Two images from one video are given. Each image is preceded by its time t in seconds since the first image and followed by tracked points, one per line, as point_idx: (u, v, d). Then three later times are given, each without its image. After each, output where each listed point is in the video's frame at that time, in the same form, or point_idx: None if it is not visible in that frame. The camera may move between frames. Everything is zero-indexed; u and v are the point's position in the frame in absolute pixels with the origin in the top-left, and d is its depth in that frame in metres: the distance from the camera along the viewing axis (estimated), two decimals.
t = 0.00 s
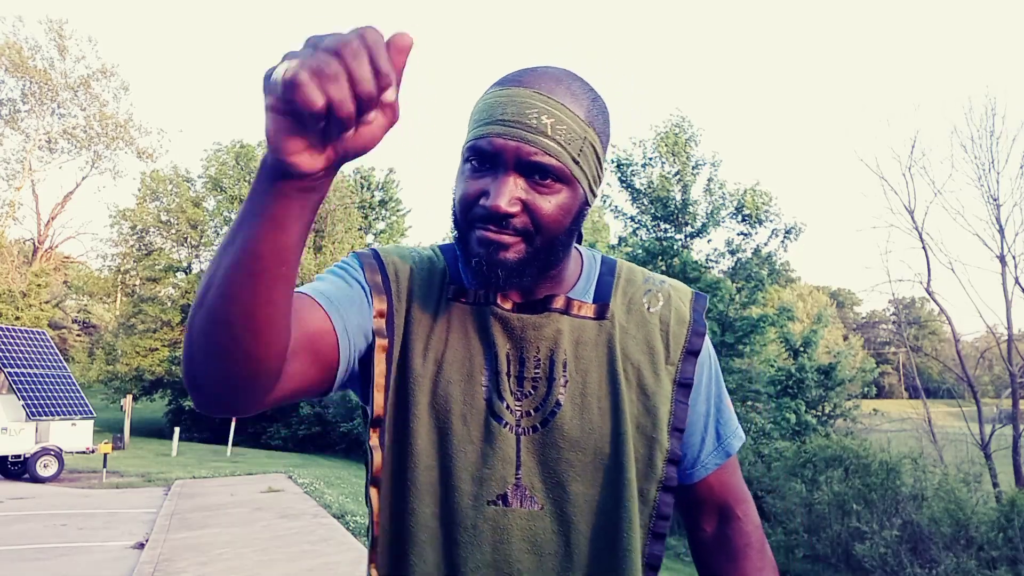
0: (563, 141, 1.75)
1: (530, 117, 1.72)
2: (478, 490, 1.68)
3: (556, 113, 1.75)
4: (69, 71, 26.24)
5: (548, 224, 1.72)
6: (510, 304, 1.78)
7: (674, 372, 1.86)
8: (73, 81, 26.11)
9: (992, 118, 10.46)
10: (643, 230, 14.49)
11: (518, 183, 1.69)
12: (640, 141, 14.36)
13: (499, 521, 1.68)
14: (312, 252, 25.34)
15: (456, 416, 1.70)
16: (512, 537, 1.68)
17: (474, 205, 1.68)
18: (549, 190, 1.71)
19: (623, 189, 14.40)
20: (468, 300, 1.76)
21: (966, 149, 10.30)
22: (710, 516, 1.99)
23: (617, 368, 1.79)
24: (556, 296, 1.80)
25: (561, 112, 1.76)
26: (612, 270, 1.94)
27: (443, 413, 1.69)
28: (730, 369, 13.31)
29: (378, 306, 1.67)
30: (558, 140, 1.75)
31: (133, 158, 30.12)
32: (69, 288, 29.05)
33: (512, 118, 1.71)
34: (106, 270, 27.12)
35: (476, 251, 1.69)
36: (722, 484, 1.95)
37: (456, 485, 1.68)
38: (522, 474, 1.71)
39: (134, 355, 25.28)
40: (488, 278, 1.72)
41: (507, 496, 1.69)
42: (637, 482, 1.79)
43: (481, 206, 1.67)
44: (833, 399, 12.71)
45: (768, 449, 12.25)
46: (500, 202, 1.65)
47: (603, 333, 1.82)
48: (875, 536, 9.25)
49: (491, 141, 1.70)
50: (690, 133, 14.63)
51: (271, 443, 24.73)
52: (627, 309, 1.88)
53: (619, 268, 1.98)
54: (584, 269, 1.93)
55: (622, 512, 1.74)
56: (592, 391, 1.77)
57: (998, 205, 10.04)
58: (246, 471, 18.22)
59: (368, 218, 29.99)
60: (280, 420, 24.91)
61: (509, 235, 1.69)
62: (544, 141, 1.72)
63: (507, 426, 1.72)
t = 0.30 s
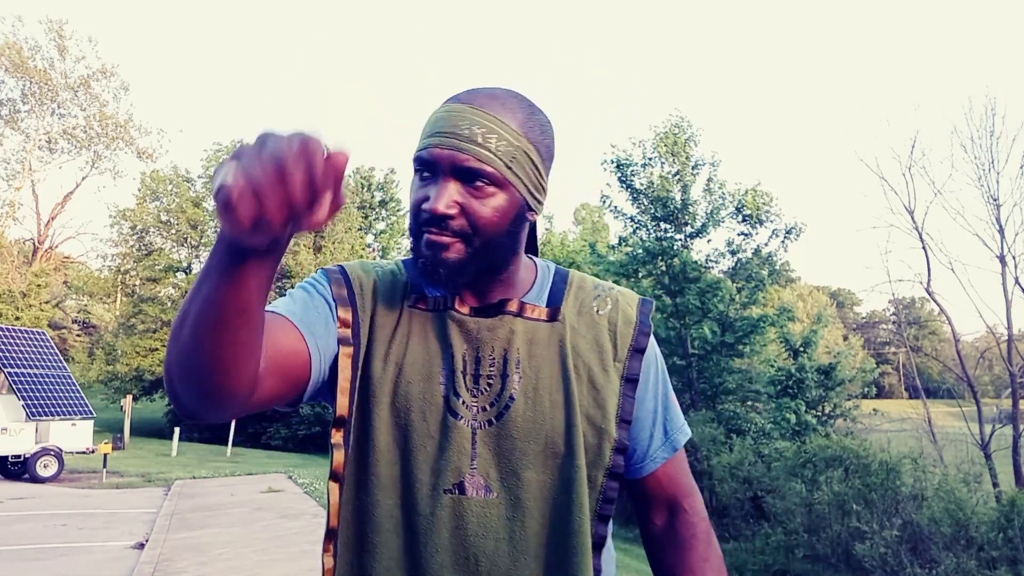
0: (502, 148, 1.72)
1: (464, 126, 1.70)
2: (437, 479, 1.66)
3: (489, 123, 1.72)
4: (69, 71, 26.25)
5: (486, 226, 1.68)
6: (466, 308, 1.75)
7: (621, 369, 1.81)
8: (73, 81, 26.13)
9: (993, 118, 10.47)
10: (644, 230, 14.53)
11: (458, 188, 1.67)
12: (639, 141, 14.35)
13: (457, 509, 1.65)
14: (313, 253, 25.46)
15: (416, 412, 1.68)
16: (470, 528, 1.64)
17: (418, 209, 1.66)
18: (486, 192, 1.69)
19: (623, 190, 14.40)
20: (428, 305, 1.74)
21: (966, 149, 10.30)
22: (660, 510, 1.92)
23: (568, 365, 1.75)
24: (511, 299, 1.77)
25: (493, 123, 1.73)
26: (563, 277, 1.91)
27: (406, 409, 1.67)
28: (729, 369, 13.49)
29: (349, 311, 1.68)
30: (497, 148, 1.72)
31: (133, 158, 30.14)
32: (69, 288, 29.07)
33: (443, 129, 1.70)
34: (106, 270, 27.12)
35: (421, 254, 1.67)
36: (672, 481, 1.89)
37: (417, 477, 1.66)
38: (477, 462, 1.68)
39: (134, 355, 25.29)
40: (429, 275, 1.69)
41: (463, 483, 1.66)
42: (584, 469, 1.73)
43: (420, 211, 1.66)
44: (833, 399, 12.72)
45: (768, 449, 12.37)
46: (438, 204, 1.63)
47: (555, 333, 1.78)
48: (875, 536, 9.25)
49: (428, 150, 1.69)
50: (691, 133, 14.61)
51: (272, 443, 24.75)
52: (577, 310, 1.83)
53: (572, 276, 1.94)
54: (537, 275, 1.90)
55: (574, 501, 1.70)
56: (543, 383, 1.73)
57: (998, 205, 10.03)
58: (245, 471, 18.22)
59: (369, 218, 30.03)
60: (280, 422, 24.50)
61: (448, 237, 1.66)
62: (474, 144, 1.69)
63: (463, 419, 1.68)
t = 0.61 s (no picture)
0: (485, 153, 1.80)
1: (452, 133, 1.78)
2: (407, 476, 1.63)
3: (471, 129, 1.80)
4: (69, 71, 26.23)
5: (470, 221, 1.76)
6: (432, 316, 1.75)
7: (580, 366, 1.76)
8: (72, 81, 26.09)
9: (993, 118, 10.50)
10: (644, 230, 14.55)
11: (444, 183, 1.76)
12: (639, 141, 14.32)
13: (427, 503, 1.63)
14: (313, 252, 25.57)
15: (381, 417, 1.66)
16: (442, 517, 1.62)
17: (407, 204, 1.76)
18: (471, 191, 1.77)
19: (623, 190, 14.38)
20: (391, 318, 1.75)
21: (966, 149, 10.31)
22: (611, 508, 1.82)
23: (533, 366, 1.72)
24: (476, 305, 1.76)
25: (475, 130, 1.82)
26: (527, 286, 1.87)
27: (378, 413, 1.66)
28: (729, 369, 13.57)
29: (306, 355, 1.68)
30: (480, 154, 1.80)
31: (133, 158, 30.12)
32: (69, 288, 29.09)
33: (432, 133, 1.79)
34: (106, 270, 27.08)
35: (412, 244, 1.75)
36: (623, 477, 1.79)
37: (388, 476, 1.64)
38: (448, 456, 1.65)
39: (134, 355, 25.29)
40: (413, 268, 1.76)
41: (434, 478, 1.63)
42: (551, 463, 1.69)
43: (413, 206, 1.75)
44: (833, 399, 12.73)
45: (768, 449, 12.34)
46: (427, 197, 1.73)
47: (520, 336, 1.75)
48: (875, 535, 9.27)
49: (420, 150, 1.77)
50: (691, 133, 14.58)
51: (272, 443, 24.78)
52: (540, 314, 1.79)
53: (537, 285, 1.90)
54: (504, 283, 1.89)
55: (543, 493, 1.66)
56: (508, 381, 1.70)
57: (998, 204, 10.00)
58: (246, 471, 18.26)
59: (368, 218, 30.12)
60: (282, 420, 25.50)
61: (437, 228, 1.75)
62: (460, 145, 1.77)
63: (435, 419, 1.66)
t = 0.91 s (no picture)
0: (414, 159, 1.77)
1: (379, 147, 1.78)
2: (377, 477, 1.64)
3: (398, 140, 1.78)
4: (69, 71, 26.24)
5: (403, 230, 1.75)
6: (392, 322, 1.76)
7: (545, 357, 1.71)
8: (73, 81, 26.10)
9: (993, 117, 10.48)
10: (644, 230, 14.55)
11: (375, 197, 1.75)
12: (639, 141, 14.31)
13: (400, 501, 1.63)
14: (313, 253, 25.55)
15: (349, 422, 1.68)
16: (415, 515, 1.62)
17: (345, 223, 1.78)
18: (407, 200, 1.75)
19: (623, 189, 14.39)
20: (358, 330, 1.77)
21: (965, 149, 10.33)
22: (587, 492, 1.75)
23: (495, 360, 1.69)
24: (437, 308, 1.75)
25: (402, 140, 1.79)
26: (493, 281, 1.84)
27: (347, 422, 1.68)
28: (729, 369, 13.55)
29: (274, 379, 1.75)
30: (410, 160, 1.77)
31: (133, 158, 30.11)
32: (69, 288, 29.09)
33: (362, 150, 1.79)
34: (106, 270, 27.06)
35: (355, 262, 1.77)
36: (600, 463, 1.73)
37: (360, 476, 1.66)
38: (418, 455, 1.64)
39: (134, 355, 25.30)
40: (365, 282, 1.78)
41: (405, 477, 1.63)
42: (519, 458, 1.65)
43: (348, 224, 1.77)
44: (833, 399, 12.74)
45: (768, 449, 12.32)
46: (359, 212, 1.74)
47: (482, 333, 1.73)
48: (875, 536, 9.27)
49: (350, 169, 1.78)
50: (691, 132, 14.56)
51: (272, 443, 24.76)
52: (503, 308, 1.76)
53: (504, 281, 1.86)
54: (468, 283, 1.86)
55: (512, 487, 1.63)
56: (472, 377, 1.67)
57: (998, 205, 10.03)
58: (245, 471, 18.25)
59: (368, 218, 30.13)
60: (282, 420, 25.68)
61: (377, 242, 1.75)
62: (387, 157, 1.76)
63: (400, 420, 1.66)
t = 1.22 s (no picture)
0: (411, 167, 1.80)
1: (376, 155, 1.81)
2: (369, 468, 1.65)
3: (398, 150, 1.81)
4: (69, 71, 26.24)
5: (402, 233, 1.77)
6: (391, 324, 1.80)
7: (536, 356, 1.72)
8: (73, 81, 26.10)
9: (992, 118, 10.45)
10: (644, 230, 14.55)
11: (374, 202, 1.78)
12: (640, 141, 14.31)
13: (391, 490, 1.63)
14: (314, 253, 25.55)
15: (345, 417, 1.71)
16: (405, 503, 1.62)
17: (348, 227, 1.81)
18: (405, 205, 1.78)
19: (623, 189, 14.40)
20: (360, 333, 1.81)
21: (965, 150, 10.34)
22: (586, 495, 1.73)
23: (486, 357, 1.71)
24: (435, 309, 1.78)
25: (401, 150, 1.82)
26: (488, 288, 1.86)
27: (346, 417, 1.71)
28: (729, 369, 13.56)
29: (280, 376, 1.80)
30: (407, 168, 1.80)
31: (132, 157, 30.09)
32: (69, 288, 29.10)
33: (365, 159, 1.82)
34: (106, 270, 27.05)
35: (357, 266, 1.80)
36: (596, 465, 1.71)
37: (355, 467, 1.68)
38: (410, 446, 1.65)
39: (134, 355, 25.31)
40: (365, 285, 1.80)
41: (397, 468, 1.64)
42: (505, 451, 1.65)
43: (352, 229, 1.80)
44: (833, 399, 12.74)
45: (768, 449, 12.31)
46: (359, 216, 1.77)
47: (475, 333, 1.75)
48: (875, 535, 9.27)
49: (355, 176, 1.81)
50: (691, 132, 14.53)
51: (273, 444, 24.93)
52: (496, 312, 1.79)
53: (501, 289, 1.88)
54: (465, 290, 1.87)
55: (496, 475, 1.63)
56: (464, 373, 1.69)
57: (998, 205, 10.01)
58: (245, 471, 18.24)
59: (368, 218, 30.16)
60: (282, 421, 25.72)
61: (377, 245, 1.77)
62: (385, 165, 1.79)
63: (396, 414, 1.68)
